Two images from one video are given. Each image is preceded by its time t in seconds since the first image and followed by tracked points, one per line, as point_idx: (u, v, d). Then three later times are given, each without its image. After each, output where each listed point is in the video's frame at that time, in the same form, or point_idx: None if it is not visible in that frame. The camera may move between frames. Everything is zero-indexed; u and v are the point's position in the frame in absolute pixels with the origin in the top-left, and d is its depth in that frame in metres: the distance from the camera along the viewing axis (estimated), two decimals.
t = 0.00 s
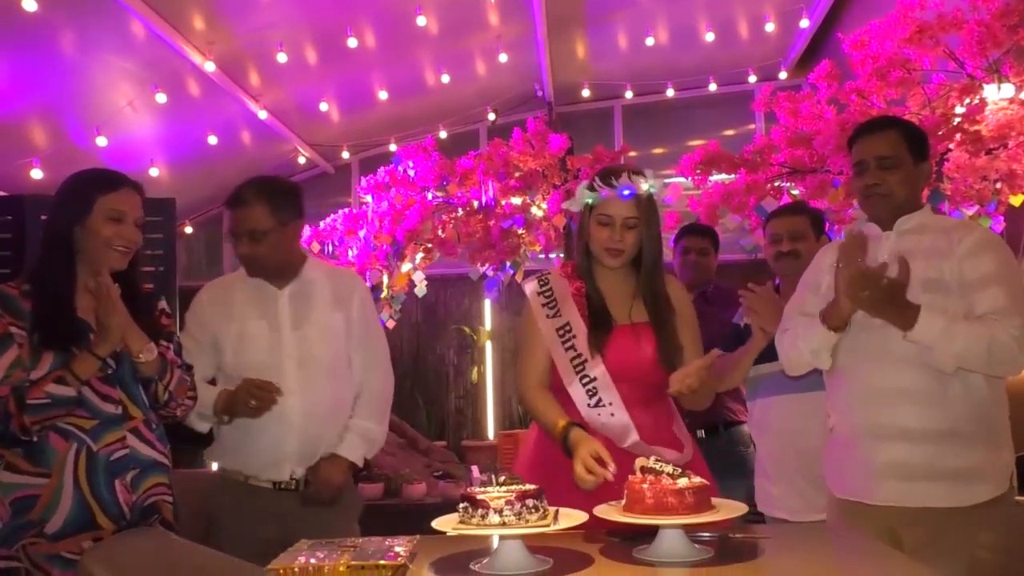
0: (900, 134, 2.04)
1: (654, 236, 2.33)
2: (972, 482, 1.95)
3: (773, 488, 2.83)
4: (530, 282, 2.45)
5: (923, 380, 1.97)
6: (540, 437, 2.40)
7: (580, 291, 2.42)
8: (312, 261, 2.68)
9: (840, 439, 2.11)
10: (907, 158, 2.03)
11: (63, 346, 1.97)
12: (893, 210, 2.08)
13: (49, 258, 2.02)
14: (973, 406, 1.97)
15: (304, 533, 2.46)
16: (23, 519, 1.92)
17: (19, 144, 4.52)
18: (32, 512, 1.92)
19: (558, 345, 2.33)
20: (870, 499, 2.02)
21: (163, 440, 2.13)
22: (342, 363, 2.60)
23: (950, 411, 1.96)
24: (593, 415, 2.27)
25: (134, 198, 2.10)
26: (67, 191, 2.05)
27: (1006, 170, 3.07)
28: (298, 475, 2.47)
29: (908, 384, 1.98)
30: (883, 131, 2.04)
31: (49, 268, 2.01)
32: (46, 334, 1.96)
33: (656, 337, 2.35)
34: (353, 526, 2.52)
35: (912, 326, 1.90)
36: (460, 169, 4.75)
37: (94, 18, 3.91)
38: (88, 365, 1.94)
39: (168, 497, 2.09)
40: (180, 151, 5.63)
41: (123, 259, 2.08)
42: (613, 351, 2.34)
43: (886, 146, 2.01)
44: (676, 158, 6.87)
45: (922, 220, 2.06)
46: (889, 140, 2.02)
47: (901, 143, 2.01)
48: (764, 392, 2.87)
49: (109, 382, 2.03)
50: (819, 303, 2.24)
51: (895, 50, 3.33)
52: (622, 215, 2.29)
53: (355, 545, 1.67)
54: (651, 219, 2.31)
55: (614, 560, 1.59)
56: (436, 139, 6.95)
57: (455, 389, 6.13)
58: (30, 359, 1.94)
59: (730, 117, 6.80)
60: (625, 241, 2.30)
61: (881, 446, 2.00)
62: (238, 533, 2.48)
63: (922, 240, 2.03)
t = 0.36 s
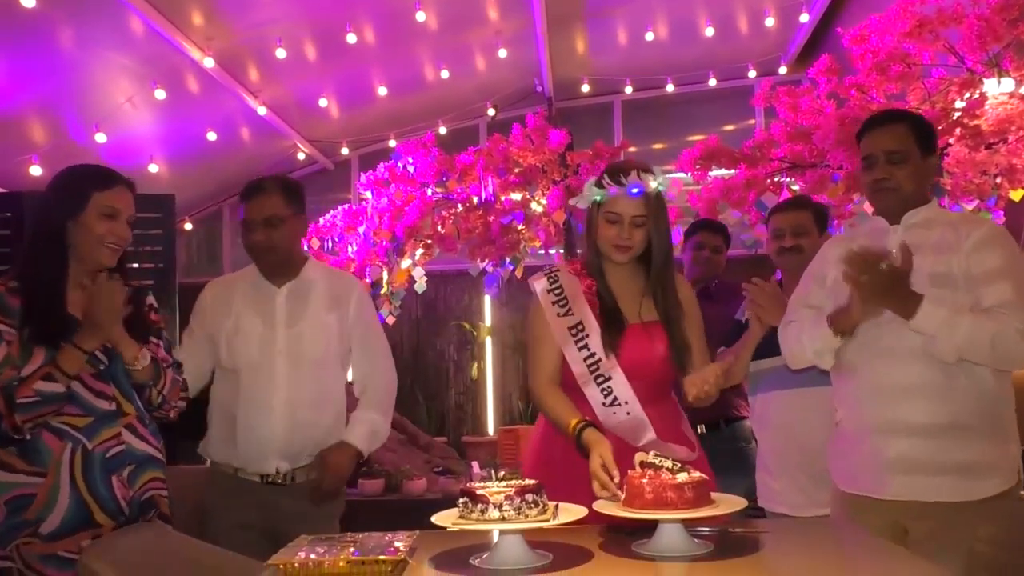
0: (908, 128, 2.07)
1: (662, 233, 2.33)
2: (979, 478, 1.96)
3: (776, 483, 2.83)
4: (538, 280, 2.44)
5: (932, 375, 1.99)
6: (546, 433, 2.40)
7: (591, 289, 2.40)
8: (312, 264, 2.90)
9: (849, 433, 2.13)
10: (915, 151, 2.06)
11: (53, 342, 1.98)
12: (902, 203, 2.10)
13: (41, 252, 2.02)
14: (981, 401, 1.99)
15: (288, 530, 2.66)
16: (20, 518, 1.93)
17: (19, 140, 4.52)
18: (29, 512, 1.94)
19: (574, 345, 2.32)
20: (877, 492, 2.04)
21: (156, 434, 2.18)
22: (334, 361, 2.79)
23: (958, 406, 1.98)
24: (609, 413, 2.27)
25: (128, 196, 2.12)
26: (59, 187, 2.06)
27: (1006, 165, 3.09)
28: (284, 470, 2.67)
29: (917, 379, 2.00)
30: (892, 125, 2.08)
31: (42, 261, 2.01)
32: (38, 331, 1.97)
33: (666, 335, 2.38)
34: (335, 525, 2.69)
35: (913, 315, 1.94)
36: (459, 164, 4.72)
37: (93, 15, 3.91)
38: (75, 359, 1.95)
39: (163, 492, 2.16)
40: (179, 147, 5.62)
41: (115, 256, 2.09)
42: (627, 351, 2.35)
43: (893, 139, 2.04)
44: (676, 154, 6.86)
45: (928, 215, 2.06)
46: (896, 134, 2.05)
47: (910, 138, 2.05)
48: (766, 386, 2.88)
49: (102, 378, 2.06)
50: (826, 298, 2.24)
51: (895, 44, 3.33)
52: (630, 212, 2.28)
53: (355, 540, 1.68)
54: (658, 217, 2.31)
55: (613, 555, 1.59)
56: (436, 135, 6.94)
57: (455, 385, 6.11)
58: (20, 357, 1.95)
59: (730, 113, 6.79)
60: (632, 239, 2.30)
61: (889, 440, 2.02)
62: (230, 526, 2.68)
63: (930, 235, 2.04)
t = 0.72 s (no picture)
0: (919, 124, 2.07)
1: (659, 227, 2.32)
2: (984, 474, 1.97)
3: (777, 480, 2.83)
4: (546, 277, 2.44)
5: (940, 371, 1.99)
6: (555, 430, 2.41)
7: (597, 285, 2.41)
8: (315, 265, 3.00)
9: (853, 429, 2.13)
10: (926, 147, 2.06)
11: (53, 342, 1.97)
12: (909, 198, 2.11)
13: (40, 248, 2.02)
14: (987, 398, 2.00)
15: (274, 531, 2.75)
16: (28, 522, 1.93)
17: (16, 137, 4.51)
18: (38, 516, 1.93)
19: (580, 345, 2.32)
20: (880, 488, 2.05)
21: (160, 429, 2.21)
22: (319, 360, 2.86)
23: (965, 403, 1.99)
24: (616, 408, 2.28)
25: (129, 194, 2.14)
26: (58, 181, 2.05)
27: (1004, 161, 3.08)
28: (258, 462, 2.74)
29: (924, 375, 2.00)
30: (905, 120, 2.08)
31: (40, 256, 2.01)
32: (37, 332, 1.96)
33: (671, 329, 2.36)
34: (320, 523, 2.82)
35: (925, 315, 1.92)
36: (457, 160, 4.71)
37: (90, 11, 3.91)
38: (61, 369, 1.86)
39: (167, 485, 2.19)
40: (176, 144, 5.61)
41: (109, 256, 2.10)
42: (631, 344, 2.35)
43: (903, 135, 2.06)
44: (675, 150, 6.86)
45: (939, 211, 2.08)
46: (910, 130, 2.05)
47: (920, 134, 2.05)
48: (768, 380, 2.89)
49: (107, 376, 2.08)
50: (834, 291, 2.23)
51: (893, 41, 3.32)
52: (627, 207, 2.28)
53: (354, 536, 1.70)
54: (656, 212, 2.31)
55: (612, 551, 1.60)
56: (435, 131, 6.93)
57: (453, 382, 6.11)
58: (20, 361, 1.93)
59: (729, 109, 6.78)
60: (629, 234, 2.29)
61: (894, 436, 2.03)
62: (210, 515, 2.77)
63: (940, 231, 2.05)
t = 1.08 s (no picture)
0: (920, 120, 2.05)
1: (656, 222, 2.30)
2: (982, 468, 1.98)
3: (776, 475, 2.83)
4: (548, 276, 2.46)
5: (936, 367, 2.00)
6: (563, 426, 2.42)
7: (596, 284, 2.44)
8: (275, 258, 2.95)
9: (849, 426, 2.15)
10: (927, 144, 2.05)
11: (84, 345, 1.96)
12: (917, 189, 2.09)
13: (74, 249, 2.01)
14: (984, 394, 2.01)
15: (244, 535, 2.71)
16: (59, 525, 1.91)
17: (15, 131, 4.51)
18: (69, 519, 1.92)
19: (574, 337, 2.35)
20: (876, 482, 2.07)
21: (190, 425, 2.20)
22: (276, 356, 2.80)
23: (961, 398, 1.99)
24: (609, 407, 2.29)
25: (167, 194, 2.10)
26: (95, 183, 2.04)
27: (1003, 157, 3.09)
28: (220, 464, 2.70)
29: (921, 371, 2.01)
30: (906, 116, 2.07)
31: (70, 257, 1.99)
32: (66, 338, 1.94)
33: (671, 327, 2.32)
34: (293, 518, 2.81)
35: (929, 316, 1.91)
36: (457, 155, 4.71)
37: (89, 6, 3.90)
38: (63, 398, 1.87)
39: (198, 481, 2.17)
40: (175, 139, 5.60)
41: (147, 257, 2.09)
42: (627, 342, 2.35)
43: (904, 130, 2.04)
44: (674, 145, 6.85)
45: (940, 208, 2.07)
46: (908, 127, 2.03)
47: (921, 130, 2.04)
48: (769, 374, 2.89)
49: (141, 379, 2.05)
50: (833, 287, 2.25)
51: (893, 35, 3.31)
52: (620, 202, 2.29)
53: (353, 530, 1.70)
54: (651, 207, 2.30)
55: (609, 544, 1.61)
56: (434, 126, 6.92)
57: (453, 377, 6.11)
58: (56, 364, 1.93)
59: (728, 105, 6.78)
60: (623, 230, 2.29)
61: (890, 432, 2.04)
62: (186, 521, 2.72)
63: (941, 227, 2.05)
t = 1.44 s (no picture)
0: (899, 121, 2.12)
1: (644, 216, 2.30)
2: (968, 460, 2.02)
3: (773, 471, 2.84)
4: (545, 273, 2.48)
5: (920, 362, 2.05)
6: (561, 420, 2.43)
7: (592, 282, 2.44)
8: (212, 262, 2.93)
9: (837, 421, 2.19)
10: (906, 145, 2.11)
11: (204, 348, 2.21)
12: (893, 193, 2.16)
13: (199, 258, 2.28)
14: (968, 387, 2.05)
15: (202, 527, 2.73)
16: (162, 501, 2.11)
17: (12, 125, 4.49)
18: (171, 497, 2.11)
19: (573, 335, 2.35)
20: (864, 477, 2.10)
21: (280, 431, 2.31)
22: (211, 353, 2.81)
23: (944, 392, 2.04)
24: (607, 403, 2.30)
25: (271, 205, 2.37)
26: (213, 198, 2.33)
27: (1003, 153, 3.08)
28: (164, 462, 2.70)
29: (906, 365, 2.06)
30: (886, 117, 2.13)
31: (200, 265, 2.28)
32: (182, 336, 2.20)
33: (660, 322, 2.33)
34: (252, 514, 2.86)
35: (912, 310, 1.98)
36: (456, 150, 4.72)
37: None
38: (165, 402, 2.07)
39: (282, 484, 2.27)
40: (174, 134, 5.58)
41: (259, 261, 2.35)
42: (623, 340, 2.35)
43: (885, 133, 2.10)
44: (673, 141, 6.86)
45: (919, 207, 2.13)
46: (887, 128, 2.10)
47: (899, 132, 2.10)
48: (768, 370, 2.88)
49: (240, 381, 2.24)
50: (818, 287, 2.27)
51: (894, 31, 3.31)
52: (608, 197, 2.29)
53: (351, 526, 1.71)
54: (639, 201, 2.29)
55: (609, 540, 1.61)
56: (433, 121, 6.92)
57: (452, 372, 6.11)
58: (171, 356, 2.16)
59: (728, 100, 6.78)
60: (612, 225, 2.29)
61: (875, 425, 2.08)
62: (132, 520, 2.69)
63: (922, 226, 2.10)
